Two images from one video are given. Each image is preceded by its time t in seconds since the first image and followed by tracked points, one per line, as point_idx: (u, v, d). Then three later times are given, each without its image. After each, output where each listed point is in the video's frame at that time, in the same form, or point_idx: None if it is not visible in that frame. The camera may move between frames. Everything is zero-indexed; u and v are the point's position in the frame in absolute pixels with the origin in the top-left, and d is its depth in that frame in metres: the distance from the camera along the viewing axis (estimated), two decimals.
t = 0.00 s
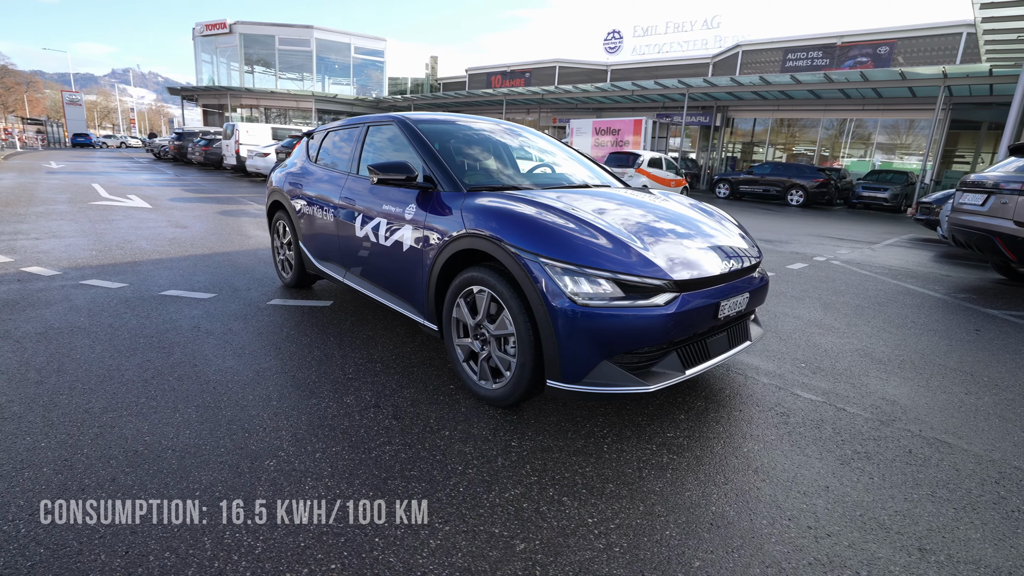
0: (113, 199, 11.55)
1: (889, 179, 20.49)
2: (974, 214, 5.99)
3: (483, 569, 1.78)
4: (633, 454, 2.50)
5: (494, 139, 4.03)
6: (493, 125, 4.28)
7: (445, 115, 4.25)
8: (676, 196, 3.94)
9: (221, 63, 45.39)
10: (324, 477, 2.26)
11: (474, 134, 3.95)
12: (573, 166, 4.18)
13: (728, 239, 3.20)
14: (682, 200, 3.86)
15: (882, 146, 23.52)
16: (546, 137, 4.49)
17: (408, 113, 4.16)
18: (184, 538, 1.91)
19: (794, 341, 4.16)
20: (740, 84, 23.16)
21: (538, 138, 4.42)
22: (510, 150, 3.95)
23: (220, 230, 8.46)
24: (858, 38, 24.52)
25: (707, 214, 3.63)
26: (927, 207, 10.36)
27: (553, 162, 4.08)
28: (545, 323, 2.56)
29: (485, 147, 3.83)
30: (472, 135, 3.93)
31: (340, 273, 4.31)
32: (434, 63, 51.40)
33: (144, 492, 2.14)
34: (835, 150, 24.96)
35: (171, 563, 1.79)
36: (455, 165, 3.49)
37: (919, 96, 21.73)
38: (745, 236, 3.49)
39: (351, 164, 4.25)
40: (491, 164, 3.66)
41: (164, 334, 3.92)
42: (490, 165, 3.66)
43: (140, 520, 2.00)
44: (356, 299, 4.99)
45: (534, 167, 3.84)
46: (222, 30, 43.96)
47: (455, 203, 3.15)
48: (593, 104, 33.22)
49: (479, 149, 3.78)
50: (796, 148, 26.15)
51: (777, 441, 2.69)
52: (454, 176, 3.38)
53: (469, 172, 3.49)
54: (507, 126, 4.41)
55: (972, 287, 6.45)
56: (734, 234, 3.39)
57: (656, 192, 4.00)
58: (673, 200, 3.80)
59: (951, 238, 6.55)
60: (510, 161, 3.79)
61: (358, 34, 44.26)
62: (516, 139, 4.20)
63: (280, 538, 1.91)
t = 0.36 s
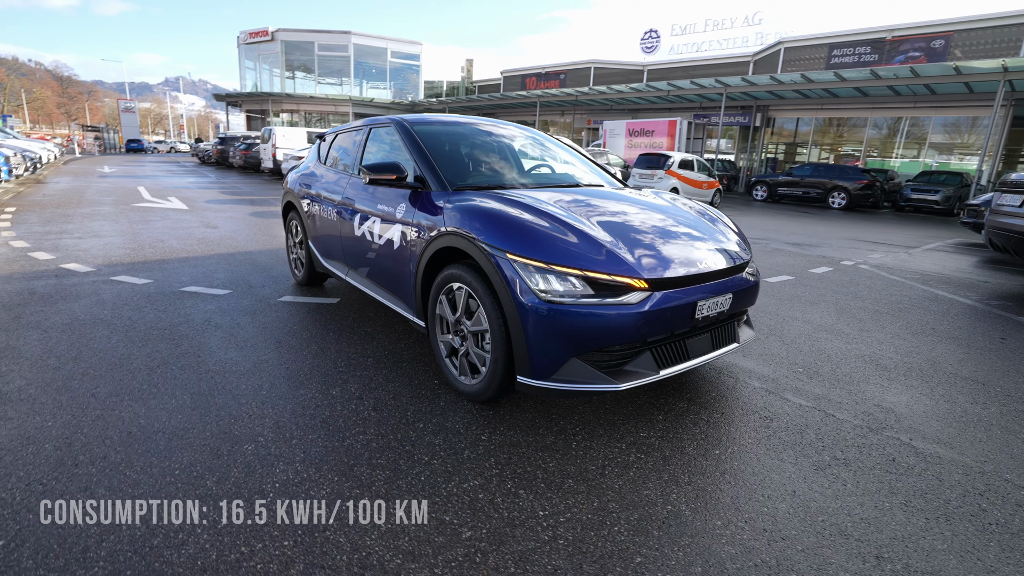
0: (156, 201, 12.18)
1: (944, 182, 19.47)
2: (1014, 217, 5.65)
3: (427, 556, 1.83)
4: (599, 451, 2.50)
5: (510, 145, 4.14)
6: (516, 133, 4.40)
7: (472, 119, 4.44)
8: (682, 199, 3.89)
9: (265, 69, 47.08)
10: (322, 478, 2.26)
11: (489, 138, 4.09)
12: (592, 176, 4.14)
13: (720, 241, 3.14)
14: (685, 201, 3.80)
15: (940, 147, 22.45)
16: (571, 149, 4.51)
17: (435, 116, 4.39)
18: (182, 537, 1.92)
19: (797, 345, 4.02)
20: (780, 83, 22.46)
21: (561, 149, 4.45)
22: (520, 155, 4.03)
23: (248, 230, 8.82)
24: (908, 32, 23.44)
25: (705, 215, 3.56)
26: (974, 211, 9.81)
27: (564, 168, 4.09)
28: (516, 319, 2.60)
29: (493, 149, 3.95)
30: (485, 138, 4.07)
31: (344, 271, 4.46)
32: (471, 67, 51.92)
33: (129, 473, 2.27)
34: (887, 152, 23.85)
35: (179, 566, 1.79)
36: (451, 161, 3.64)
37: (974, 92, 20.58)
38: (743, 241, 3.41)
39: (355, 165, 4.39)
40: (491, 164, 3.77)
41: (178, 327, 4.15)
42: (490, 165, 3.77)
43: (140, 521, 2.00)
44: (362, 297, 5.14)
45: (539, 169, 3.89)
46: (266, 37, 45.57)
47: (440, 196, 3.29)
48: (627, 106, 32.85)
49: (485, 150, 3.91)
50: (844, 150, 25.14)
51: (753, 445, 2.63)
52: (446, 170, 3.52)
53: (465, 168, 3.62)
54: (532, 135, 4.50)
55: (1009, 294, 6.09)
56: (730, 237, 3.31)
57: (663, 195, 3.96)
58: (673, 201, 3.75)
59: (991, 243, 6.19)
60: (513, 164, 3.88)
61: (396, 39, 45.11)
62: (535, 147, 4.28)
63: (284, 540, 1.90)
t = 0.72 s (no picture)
0: (196, 203, 12.77)
1: (997, 187, 18.45)
2: None
3: (376, 546, 1.88)
4: (569, 453, 2.51)
5: (527, 155, 4.25)
6: (540, 144, 4.49)
7: (497, 127, 4.58)
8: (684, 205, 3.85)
9: (308, 77, 48.67)
10: (310, 478, 2.27)
11: (507, 147, 4.23)
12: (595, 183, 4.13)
13: (712, 243, 3.10)
14: (684, 205, 3.76)
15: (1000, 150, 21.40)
16: (595, 165, 4.50)
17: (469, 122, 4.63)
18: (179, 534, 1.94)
19: (799, 355, 3.90)
20: (821, 86, 21.74)
21: (584, 164, 4.46)
22: (531, 164, 4.12)
23: (276, 231, 9.15)
24: (962, 31, 22.35)
25: (701, 218, 3.52)
26: None
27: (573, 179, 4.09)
28: (489, 318, 2.64)
29: (505, 155, 4.08)
30: (504, 146, 4.22)
31: (351, 271, 4.61)
32: (507, 72, 52.30)
33: (119, 457, 2.40)
34: (943, 156, 22.76)
35: (170, 557, 1.82)
36: (454, 160, 3.82)
37: None
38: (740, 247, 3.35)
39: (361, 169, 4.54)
40: (492, 168, 3.87)
41: (192, 321, 4.35)
42: (494, 168, 3.91)
43: (141, 520, 2.01)
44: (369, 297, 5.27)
45: (542, 175, 3.95)
46: (309, 46, 47.16)
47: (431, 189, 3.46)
48: (663, 110, 32.43)
49: (496, 156, 4.05)
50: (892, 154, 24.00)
51: (729, 452, 2.57)
52: (445, 166, 3.72)
53: (465, 167, 3.79)
54: (557, 149, 4.57)
55: None
56: (722, 240, 3.27)
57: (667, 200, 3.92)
58: (669, 204, 3.72)
59: None
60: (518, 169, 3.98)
61: (433, 46, 45.90)
62: (555, 159, 4.34)
63: (280, 538, 1.92)
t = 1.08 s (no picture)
0: (234, 206, 13.33)
1: None
2: None
3: (327, 542, 1.93)
4: (538, 459, 2.51)
5: (542, 166, 4.32)
6: (562, 159, 4.57)
7: (521, 138, 4.70)
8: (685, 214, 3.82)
9: (350, 85, 50.09)
10: (284, 475, 2.33)
11: (524, 158, 4.33)
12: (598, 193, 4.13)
13: (702, 251, 3.08)
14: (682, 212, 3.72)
15: None
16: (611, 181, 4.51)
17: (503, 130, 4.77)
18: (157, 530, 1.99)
19: (801, 370, 3.77)
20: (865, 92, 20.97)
21: (600, 180, 4.45)
22: (540, 174, 4.19)
23: (302, 234, 9.45)
24: (1017, 33, 21.18)
25: (695, 224, 3.48)
26: None
27: (578, 189, 4.10)
28: (464, 323, 2.66)
29: (515, 164, 4.18)
30: (519, 156, 4.32)
31: (357, 273, 4.73)
32: (544, 80, 52.51)
33: (108, 446, 2.53)
34: (1000, 164, 21.58)
35: (147, 548, 1.90)
36: (459, 162, 3.98)
37: None
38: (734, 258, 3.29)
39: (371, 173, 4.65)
40: (495, 176, 3.95)
41: (206, 318, 4.54)
42: (501, 176, 4.01)
43: (128, 514, 2.07)
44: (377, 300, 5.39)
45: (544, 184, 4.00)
46: (352, 55, 48.59)
47: (425, 184, 3.62)
48: (700, 117, 31.90)
49: (506, 163, 4.17)
50: (943, 162, 23.00)
51: (705, 465, 2.51)
52: (447, 166, 3.89)
53: (468, 168, 3.94)
54: (578, 165, 4.63)
55: None
56: (715, 247, 3.22)
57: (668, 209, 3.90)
58: (664, 210, 3.69)
59: None
60: (522, 176, 4.07)
61: (470, 54, 46.51)
62: (574, 173, 4.40)
63: (241, 532, 1.97)
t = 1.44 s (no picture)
0: (271, 211, 13.85)
1: None
2: None
3: (285, 537, 1.98)
4: (510, 466, 2.50)
5: (551, 175, 4.39)
6: (581, 174, 4.62)
7: (540, 150, 4.77)
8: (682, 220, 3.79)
9: (391, 94, 51.33)
10: (259, 471, 2.40)
11: (534, 167, 4.42)
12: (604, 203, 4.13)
13: (698, 258, 3.09)
14: (676, 217, 3.69)
15: None
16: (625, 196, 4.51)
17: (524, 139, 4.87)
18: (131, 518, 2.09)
19: (806, 384, 3.63)
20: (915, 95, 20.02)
21: (613, 194, 4.46)
22: (546, 182, 4.27)
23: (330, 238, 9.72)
24: None
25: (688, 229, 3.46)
26: None
27: (581, 197, 4.14)
28: (442, 327, 2.69)
29: (523, 175, 4.25)
30: (530, 164, 4.42)
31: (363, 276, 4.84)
32: (582, 86, 52.39)
33: (105, 437, 2.68)
34: None
35: (118, 532, 2.00)
36: (465, 166, 4.14)
37: None
38: (728, 267, 3.25)
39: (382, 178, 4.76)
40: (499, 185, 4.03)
41: (221, 318, 4.75)
42: (507, 185, 4.09)
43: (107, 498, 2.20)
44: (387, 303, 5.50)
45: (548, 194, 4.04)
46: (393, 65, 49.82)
47: (424, 184, 3.79)
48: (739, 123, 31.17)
49: (513, 170, 4.28)
50: (1005, 168, 21.55)
51: (681, 479, 2.44)
52: (452, 170, 4.06)
53: (473, 172, 4.09)
54: (595, 180, 4.65)
55: None
56: (709, 254, 3.21)
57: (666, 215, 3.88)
58: (657, 215, 3.67)
59: None
60: (526, 183, 4.17)
61: (507, 62, 46.87)
62: (588, 187, 4.42)
63: (208, 522, 2.06)
